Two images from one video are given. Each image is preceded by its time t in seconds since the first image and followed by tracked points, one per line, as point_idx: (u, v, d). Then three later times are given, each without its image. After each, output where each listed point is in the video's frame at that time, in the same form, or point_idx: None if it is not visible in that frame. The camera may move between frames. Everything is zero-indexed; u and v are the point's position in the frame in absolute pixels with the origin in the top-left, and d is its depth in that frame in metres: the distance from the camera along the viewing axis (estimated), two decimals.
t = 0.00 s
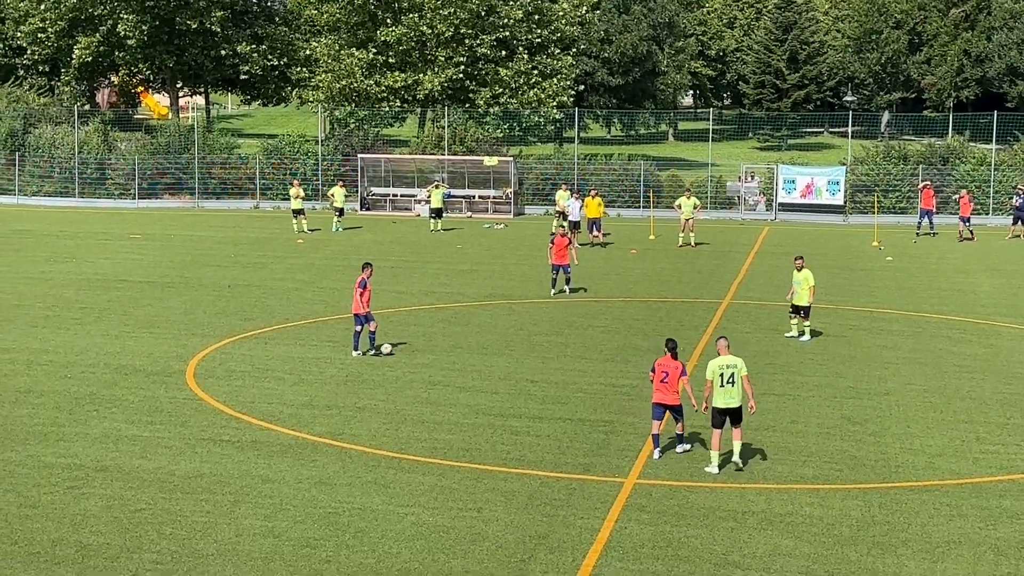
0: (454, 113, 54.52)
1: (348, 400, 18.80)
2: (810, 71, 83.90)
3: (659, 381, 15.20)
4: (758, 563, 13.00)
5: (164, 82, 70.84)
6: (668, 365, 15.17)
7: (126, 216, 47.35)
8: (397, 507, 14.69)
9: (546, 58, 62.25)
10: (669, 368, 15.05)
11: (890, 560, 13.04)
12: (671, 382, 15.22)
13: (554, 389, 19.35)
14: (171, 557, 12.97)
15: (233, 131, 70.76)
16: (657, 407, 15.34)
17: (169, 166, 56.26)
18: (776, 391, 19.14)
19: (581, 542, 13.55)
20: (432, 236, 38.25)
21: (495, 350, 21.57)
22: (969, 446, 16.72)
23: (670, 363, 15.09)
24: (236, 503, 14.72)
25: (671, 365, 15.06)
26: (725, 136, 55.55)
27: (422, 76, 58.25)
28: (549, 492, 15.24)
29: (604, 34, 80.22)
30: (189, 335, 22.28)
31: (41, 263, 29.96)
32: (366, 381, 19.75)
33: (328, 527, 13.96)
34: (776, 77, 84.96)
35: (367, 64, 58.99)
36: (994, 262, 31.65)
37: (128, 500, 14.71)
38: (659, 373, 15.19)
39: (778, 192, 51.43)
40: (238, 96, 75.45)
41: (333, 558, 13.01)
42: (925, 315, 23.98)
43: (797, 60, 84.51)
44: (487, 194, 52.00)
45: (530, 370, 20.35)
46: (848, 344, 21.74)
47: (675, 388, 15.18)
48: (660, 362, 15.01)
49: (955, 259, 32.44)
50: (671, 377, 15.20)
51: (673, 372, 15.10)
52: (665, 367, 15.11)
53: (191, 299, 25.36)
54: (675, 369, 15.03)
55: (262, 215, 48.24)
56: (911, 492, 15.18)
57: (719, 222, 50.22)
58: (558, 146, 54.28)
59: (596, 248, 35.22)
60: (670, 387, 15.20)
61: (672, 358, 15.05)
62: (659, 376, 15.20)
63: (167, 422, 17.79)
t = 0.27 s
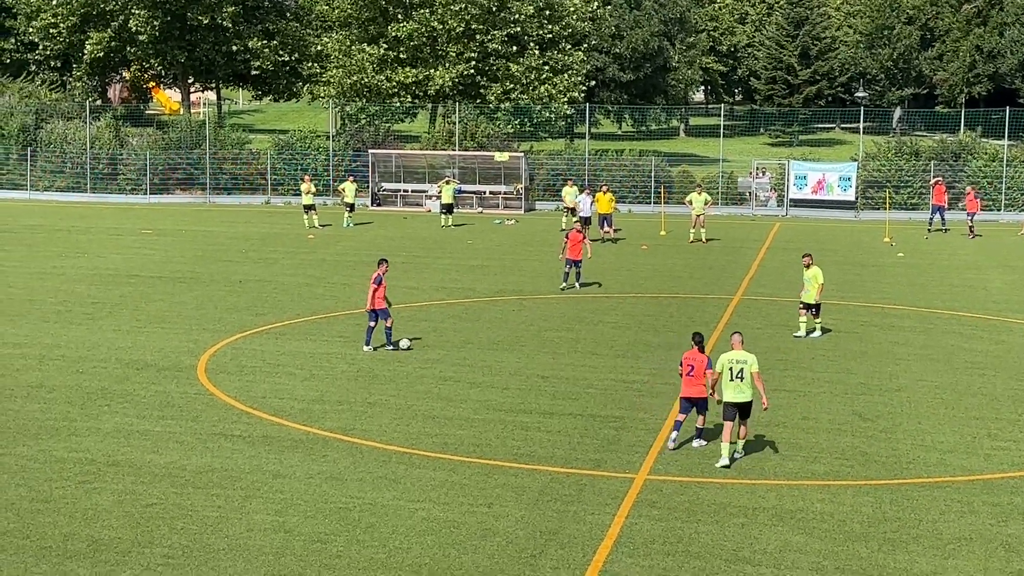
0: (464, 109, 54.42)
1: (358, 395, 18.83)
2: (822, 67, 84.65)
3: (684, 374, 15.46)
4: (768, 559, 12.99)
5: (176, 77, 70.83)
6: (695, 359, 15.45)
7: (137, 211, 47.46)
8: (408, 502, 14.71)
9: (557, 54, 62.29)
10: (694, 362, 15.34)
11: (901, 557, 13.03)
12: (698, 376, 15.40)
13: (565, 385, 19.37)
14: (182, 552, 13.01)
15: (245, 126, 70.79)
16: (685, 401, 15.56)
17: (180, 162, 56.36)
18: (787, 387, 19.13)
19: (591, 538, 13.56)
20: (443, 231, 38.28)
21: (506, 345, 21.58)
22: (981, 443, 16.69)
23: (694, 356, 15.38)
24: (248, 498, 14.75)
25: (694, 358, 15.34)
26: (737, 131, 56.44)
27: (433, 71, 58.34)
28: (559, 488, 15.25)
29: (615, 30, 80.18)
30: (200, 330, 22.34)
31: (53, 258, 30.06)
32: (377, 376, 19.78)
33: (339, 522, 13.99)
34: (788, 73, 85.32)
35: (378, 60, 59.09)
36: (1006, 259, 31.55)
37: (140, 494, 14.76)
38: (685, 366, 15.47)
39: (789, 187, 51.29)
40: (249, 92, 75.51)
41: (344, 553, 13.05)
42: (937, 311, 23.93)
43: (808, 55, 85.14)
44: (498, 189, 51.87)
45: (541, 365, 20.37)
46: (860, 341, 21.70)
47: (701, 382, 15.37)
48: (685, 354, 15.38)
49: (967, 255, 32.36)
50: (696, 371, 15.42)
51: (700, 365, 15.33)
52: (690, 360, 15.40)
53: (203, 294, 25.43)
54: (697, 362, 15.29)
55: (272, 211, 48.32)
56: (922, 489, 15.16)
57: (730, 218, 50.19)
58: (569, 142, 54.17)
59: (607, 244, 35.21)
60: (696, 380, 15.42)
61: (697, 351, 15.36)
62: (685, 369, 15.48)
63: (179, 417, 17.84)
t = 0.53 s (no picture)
0: (470, 104, 54.37)
1: (363, 391, 18.85)
2: (828, 63, 84.92)
3: (706, 366, 15.77)
4: (773, 555, 13.00)
5: (181, 73, 70.88)
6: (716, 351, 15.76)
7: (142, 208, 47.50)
8: (413, 498, 14.71)
9: (562, 50, 62.35)
10: (716, 353, 15.66)
11: (906, 553, 13.02)
12: (719, 367, 15.70)
13: (570, 381, 19.37)
14: (187, 547, 13.03)
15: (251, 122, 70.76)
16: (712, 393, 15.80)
17: (186, 158, 56.39)
18: (793, 383, 19.13)
19: (597, 534, 13.57)
20: (448, 227, 38.27)
21: (511, 342, 21.58)
22: (987, 439, 16.67)
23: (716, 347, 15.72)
24: (253, 494, 14.77)
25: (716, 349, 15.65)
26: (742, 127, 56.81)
27: (438, 67, 58.34)
28: (564, 484, 15.25)
29: (620, 26, 80.19)
30: (206, 326, 22.36)
31: (58, 254, 30.09)
32: (382, 372, 19.80)
33: (344, 518, 14.00)
34: (794, 69, 85.65)
35: (383, 56, 59.22)
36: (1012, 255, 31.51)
37: (145, 490, 14.78)
38: (707, 357, 15.78)
39: (794, 184, 51.58)
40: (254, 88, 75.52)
41: (349, 549, 13.06)
42: (942, 307, 23.90)
43: (814, 51, 85.32)
44: (503, 185, 52.14)
45: (546, 361, 20.38)
46: (865, 337, 21.69)
47: (722, 373, 15.67)
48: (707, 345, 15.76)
49: (973, 251, 32.32)
50: (718, 362, 15.71)
51: (721, 356, 15.61)
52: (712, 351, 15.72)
53: (208, 290, 25.45)
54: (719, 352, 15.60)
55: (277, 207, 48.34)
56: (927, 485, 15.15)
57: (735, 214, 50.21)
58: (574, 137, 54.07)
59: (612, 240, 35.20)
60: (717, 371, 15.72)
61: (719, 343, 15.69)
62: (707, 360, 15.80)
63: (184, 412, 17.86)
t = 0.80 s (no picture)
0: (469, 102, 54.37)
1: (363, 388, 18.85)
2: (828, 60, 85.85)
3: (723, 359, 16.17)
4: (773, 551, 13.02)
5: (181, 70, 70.81)
6: (732, 345, 16.15)
7: (141, 205, 47.45)
8: (414, 495, 14.73)
9: (562, 47, 62.32)
10: (732, 347, 16.06)
11: (907, 549, 13.03)
12: (734, 360, 16.07)
13: (570, 378, 19.39)
14: (187, 544, 13.04)
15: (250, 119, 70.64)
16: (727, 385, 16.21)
17: (185, 154, 56.35)
18: (792, 379, 19.18)
19: (597, 530, 13.58)
20: (448, 224, 38.26)
21: (511, 338, 21.60)
22: (986, 436, 16.69)
23: (732, 341, 16.09)
24: (254, 490, 14.79)
25: (733, 344, 16.06)
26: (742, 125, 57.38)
27: (438, 64, 58.22)
28: (564, 481, 15.26)
29: (620, 23, 80.11)
30: (206, 323, 22.36)
31: (58, 251, 30.07)
32: (382, 369, 19.81)
33: (345, 515, 14.01)
34: (794, 66, 86.80)
35: (383, 53, 59.19)
36: (1012, 252, 31.48)
37: (145, 487, 14.79)
38: (724, 351, 16.19)
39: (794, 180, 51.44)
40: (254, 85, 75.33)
41: (350, 546, 13.07)
42: (942, 304, 23.92)
43: (814, 48, 86.17)
44: (503, 181, 51.99)
45: (546, 358, 20.39)
46: (865, 334, 21.70)
47: (735, 367, 15.98)
48: (725, 339, 16.23)
49: (973, 248, 32.33)
50: (733, 356, 16.06)
51: (735, 350, 16.03)
52: (728, 345, 16.13)
53: (208, 287, 25.45)
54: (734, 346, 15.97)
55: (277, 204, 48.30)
56: (927, 481, 15.17)
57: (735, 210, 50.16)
58: (574, 134, 54.34)
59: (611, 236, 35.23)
60: (731, 365, 16.07)
61: (734, 337, 16.07)
62: (724, 353, 16.19)
63: (184, 409, 17.87)
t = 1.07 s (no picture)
0: (465, 99, 54.44)
1: (359, 386, 18.84)
2: (823, 56, 84.97)
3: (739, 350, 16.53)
4: (770, 548, 13.02)
5: (176, 68, 70.83)
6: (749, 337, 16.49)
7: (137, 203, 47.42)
8: (410, 493, 14.73)
9: (558, 45, 62.32)
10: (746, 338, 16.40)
11: (903, 546, 13.04)
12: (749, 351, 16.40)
13: (567, 375, 19.39)
14: (184, 542, 13.03)
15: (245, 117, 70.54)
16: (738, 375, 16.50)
17: (181, 152, 56.29)
18: (788, 376, 19.20)
19: (593, 528, 13.58)
20: (445, 222, 38.25)
21: (508, 336, 21.59)
22: (981, 432, 16.71)
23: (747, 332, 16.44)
24: (250, 488, 14.78)
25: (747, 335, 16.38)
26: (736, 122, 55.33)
27: (434, 62, 58.21)
28: (561, 478, 15.26)
29: (616, 20, 80.04)
30: (202, 321, 22.33)
31: (54, 249, 30.03)
32: (379, 367, 19.81)
33: (341, 513, 14.00)
34: (790, 63, 85.66)
35: (379, 51, 58.91)
36: (1008, 248, 31.52)
37: (141, 485, 14.77)
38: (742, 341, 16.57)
39: (790, 178, 51.33)
40: (249, 82, 75.16)
41: (346, 544, 13.07)
42: (938, 301, 23.95)
43: (809, 45, 85.29)
44: (499, 179, 51.93)
45: (543, 356, 20.38)
46: (861, 331, 21.73)
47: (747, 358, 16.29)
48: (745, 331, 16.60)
49: (968, 244, 32.37)
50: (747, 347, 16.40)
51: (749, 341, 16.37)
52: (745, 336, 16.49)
53: (205, 285, 25.42)
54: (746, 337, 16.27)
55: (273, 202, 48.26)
56: (923, 478, 15.18)
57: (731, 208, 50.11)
58: (570, 133, 54.26)
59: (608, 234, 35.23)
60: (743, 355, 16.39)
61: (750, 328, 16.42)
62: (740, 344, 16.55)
63: (180, 407, 17.84)
